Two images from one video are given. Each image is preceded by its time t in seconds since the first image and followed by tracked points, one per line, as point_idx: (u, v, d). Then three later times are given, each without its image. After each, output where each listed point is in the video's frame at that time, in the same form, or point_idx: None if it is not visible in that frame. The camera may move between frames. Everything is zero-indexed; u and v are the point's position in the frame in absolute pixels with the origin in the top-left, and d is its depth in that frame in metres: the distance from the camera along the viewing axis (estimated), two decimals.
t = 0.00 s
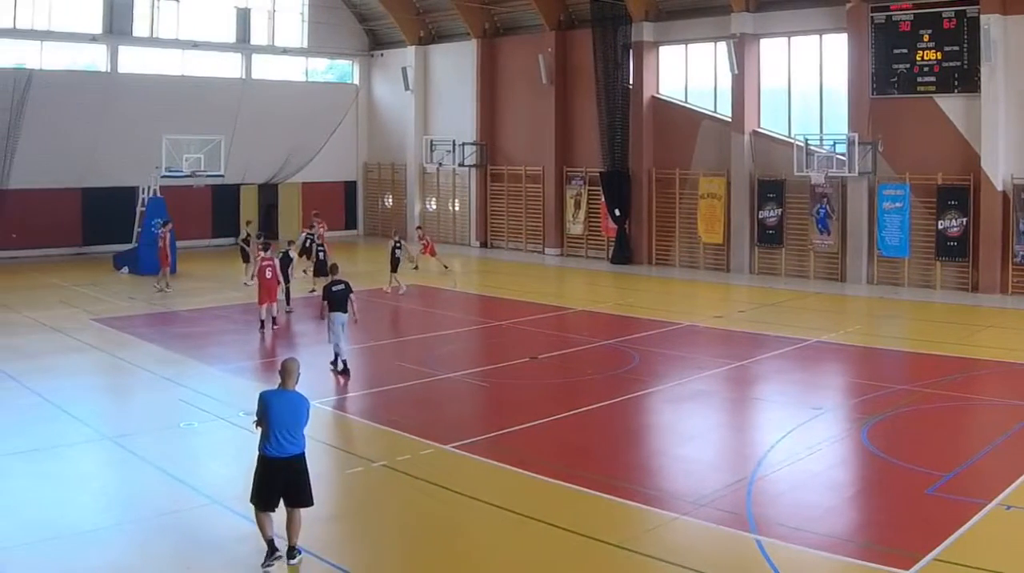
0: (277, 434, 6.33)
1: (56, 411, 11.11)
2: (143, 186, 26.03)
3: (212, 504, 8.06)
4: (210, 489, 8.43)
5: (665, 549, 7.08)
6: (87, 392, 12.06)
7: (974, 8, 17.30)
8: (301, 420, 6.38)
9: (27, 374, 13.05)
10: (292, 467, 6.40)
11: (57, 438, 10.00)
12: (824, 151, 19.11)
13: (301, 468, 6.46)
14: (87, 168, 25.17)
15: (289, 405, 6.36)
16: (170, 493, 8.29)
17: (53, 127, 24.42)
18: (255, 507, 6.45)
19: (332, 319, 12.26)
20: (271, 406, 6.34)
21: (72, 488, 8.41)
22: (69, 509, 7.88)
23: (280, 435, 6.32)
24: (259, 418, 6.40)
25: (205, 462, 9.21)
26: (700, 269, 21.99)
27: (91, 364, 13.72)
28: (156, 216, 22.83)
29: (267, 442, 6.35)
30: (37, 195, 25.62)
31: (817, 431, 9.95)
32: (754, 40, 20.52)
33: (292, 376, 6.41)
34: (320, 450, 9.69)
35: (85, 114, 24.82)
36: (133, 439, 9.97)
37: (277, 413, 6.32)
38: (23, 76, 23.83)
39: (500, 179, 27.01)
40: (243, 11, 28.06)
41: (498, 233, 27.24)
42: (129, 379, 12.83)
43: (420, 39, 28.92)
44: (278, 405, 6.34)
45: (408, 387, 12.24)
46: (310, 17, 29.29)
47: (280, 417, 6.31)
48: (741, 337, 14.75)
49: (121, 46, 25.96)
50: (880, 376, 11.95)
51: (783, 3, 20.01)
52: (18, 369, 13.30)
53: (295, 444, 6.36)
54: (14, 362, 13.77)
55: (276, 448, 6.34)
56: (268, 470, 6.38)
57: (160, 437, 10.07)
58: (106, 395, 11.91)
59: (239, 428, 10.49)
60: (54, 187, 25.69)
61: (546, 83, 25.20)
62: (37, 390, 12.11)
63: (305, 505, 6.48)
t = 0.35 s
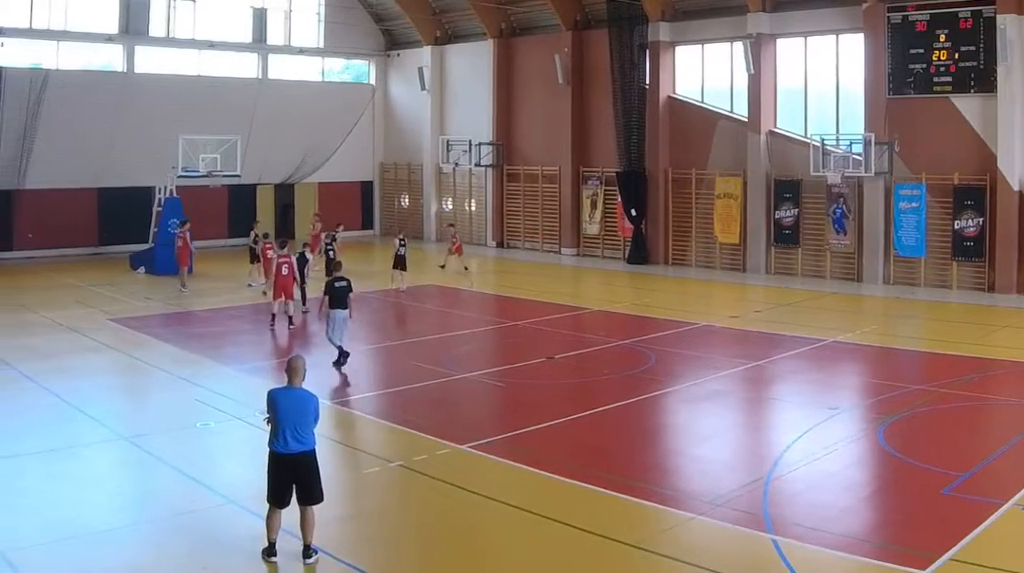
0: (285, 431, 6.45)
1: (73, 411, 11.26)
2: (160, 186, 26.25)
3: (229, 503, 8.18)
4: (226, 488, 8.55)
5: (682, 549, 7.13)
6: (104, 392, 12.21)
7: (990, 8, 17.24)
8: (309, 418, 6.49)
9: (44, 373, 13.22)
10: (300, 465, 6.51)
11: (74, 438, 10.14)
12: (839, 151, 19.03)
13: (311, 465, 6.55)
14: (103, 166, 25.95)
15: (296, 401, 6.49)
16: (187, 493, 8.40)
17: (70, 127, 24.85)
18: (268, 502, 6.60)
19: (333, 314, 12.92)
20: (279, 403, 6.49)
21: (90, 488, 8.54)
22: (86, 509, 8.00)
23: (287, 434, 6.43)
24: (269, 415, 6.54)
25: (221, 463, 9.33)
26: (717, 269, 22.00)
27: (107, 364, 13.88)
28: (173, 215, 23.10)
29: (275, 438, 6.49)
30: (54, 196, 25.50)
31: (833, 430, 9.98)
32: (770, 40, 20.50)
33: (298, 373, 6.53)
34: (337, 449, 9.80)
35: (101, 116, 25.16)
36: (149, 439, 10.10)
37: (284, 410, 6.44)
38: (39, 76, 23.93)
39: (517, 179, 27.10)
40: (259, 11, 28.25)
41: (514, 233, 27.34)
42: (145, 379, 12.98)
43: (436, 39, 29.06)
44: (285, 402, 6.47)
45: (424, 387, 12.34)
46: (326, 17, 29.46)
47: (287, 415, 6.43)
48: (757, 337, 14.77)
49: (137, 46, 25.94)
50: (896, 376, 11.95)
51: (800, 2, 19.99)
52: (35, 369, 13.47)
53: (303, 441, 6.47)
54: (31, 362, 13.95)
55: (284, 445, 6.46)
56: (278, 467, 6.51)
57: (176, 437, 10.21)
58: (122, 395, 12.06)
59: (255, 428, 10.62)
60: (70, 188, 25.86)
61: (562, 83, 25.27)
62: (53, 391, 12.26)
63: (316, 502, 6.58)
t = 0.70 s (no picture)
0: (292, 430, 6.56)
1: (88, 411, 11.42)
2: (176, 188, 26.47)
3: (245, 503, 8.30)
4: (241, 488, 8.67)
5: (697, 549, 7.20)
6: (120, 392, 12.37)
7: (1007, 8, 17.22)
8: (315, 417, 6.57)
9: (61, 374, 13.39)
10: (308, 463, 6.62)
11: (90, 438, 10.29)
12: (856, 151, 19.15)
13: (321, 464, 6.66)
14: (121, 166, 26.02)
15: (302, 401, 6.58)
16: (202, 494, 8.53)
17: (85, 129, 25.27)
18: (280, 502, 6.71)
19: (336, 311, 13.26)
20: (285, 403, 6.59)
21: (106, 488, 8.67)
22: (104, 509, 8.13)
23: (295, 434, 6.54)
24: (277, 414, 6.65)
25: (236, 463, 9.46)
26: (733, 268, 22.00)
27: (124, 364, 14.05)
28: (188, 217, 23.35)
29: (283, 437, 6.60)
30: (71, 197, 25.53)
31: (849, 431, 10.01)
32: (786, 40, 20.47)
33: (303, 373, 6.61)
34: (355, 449, 9.92)
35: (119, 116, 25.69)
36: (165, 439, 10.24)
37: (290, 410, 6.55)
38: (56, 76, 24.61)
39: (533, 179, 27.16)
40: (276, 12, 28.46)
41: (531, 233, 27.41)
42: (162, 379, 13.13)
43: (452, 39, 29.18)
44: (292, 402, 6.57)
45: (441, 387, 12.43)
46: (342, 17, 29.64)
47: (293, 414, 6.53)
48: (773, 337, 14.79)
49: (153, 46, 26.22)
50: (912, 376, 11.95)
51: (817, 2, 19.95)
52: (53, 370, 13.64)
53: (309, 440, 6.57)
54: (49, 362, 14.14)
55: (291, 444, 6.57)
56: (288, 465, 6.63)
57: (191, 437, 10.35)
58: (138, 395, 12.22)
59: (270, 427, 10.75)
60: (85, 187, 25.76)
61: (578, 82, 25.33)
62: (71, 391, 12.43)
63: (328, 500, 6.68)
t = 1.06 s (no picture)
0: (309, 430, 6.67)
1: (107, 411, 11.60)
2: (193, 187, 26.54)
3: (262, 503, 8.43)
4: (259, 488, 8.81)
5: (715, 550, 7.25)
6: (138, 392, 12.54)
7: None
8: (331, 417, 6.67)
9: (80, 374, 13.58)
10: (325, 462, 6.73)
11: (108, 438, 10.46)
12: (873, 151, 19.02)
13: (337, 463, 6.77)
14: (138, 167, 26.29)
15: (317, 401, 6.69)
16: (220, 494, 8.66)
17: (103, 129, 25.55)
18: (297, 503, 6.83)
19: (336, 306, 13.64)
20: (301, 404, 6.70)
21: (124, 488, 8.82)
22: (123, 509, 8.27)
23: (311, 434, 6.64)
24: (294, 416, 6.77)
25: (253, 462, 9.60)
26: (751, 268, 21.99)
27: (142, 364, 14.23)
28: (207, 217, 23.43)
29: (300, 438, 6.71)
30: (88, 197, 25.82)
31: (867, 431, 10.03)
32: (804, 40, 20.46)
33: (319, 373, 6.71)
34: (373, 449, 10.04)
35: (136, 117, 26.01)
36: (183, 439, 10.40)
37: (306, 410, 6.66)
38: (74, 76, 24.94)
39: (551, 179, 27.24)
40: (294, 12, 28.68)
41: (548, 233, 27.48)
42: (180, 379, 13.30)
43: (470, 39, 29.29)
44: (308, 402, 6.69)
45: (459, 387, 12.54)
46: (360, 17, 29.82)
47: (310, 414, 6.64)
48: (791, 337, 14.81)
49: (171, 46, 26.44)
50: (930, 376, 11.96)
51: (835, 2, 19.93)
52: (72, 370, 13.84)
53: (325, 440, 6.67)
54: (68, 362, 14.34)
55: (307, 444, 6.68)
56: (305, 465, 6.73)
57: (209, 437, 10.50)
58: (156, 395, 12.39)
59: (287, 427, 10.89)
60: (103, 187, 26.03)
61: (596, 82, 25.38)
62: (90, 390, 12.62)
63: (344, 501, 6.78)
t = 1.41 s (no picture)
0: (329, 429, 6.76)
1: (123, 411, 11.75)
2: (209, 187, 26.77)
3: (278, 503, 8.55)
4: (275, 489, 8.92)
5: (732, 550, 7.30)
6: (154, 392, 12.70)
7: None
8: (351, 416, 6.77)
9: (97, 374, 13.77)
10: (344, 461, 6.83)
11: (125, 438, 10.60)
12: (889, 151, 18.97)
13: (356, 462, 6.87)
14: (153, 169, 26.24)
15: (336, 401, 6.79)
16: (237, 494, 8.77)
17: (119, 127, 25.27)
18: (315, 503, 6.92)
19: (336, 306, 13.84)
20: (321, 404, 6.80)
21: (141, 488, 8.96)
22: (139, 509, 8.41)
23: (329, 434, 6.74)
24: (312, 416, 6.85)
25: (269, 462, 9.72)
26: (768, 268, 21.99)
27: (158, 364, 14.40)
28: (223, 217, 23.66)
29: (319, 438, 6.80)
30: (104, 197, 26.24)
31: (883, 431, 10.05)
32: (820, 40, 20.43)
33: (338, 373, 6.80)
34: (390, 449, 10.14)
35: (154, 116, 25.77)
36: (199, 439, 10.53)
37: (325, 410, 6.76)
38: (91, 76, 24.81)
39: (567, 179, 27.31)
40: (310, 12, 28.89)
41: (565, 233, 27.56)
42: (196, 379, 13.45)
43: (487, 39, 29.39)
44: (326, 402, 6.78)
45: (476, 387, 12.62)
46: (376, 17, 29.99)
47: (329, 415, 6.73)
48: (808, 337, 14.82)
49: (187, 46, 26.71)
50: (947, 376, 11.96)
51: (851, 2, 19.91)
52: (89, 370, 14.02)
53: (344, 440, 6.77)
54: (85, 362, 14.53)
55: (326, 444, 6.77)
56: (324, 465, 6.82)
57: (225, 437, 10.63)
58: (172, 395, 12.54)
59: (304, 427, 11.02)
60: (119, 188, 26.31)
61: (612, 83, 25.43)
62: (106, 391, 12.79)
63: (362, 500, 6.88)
